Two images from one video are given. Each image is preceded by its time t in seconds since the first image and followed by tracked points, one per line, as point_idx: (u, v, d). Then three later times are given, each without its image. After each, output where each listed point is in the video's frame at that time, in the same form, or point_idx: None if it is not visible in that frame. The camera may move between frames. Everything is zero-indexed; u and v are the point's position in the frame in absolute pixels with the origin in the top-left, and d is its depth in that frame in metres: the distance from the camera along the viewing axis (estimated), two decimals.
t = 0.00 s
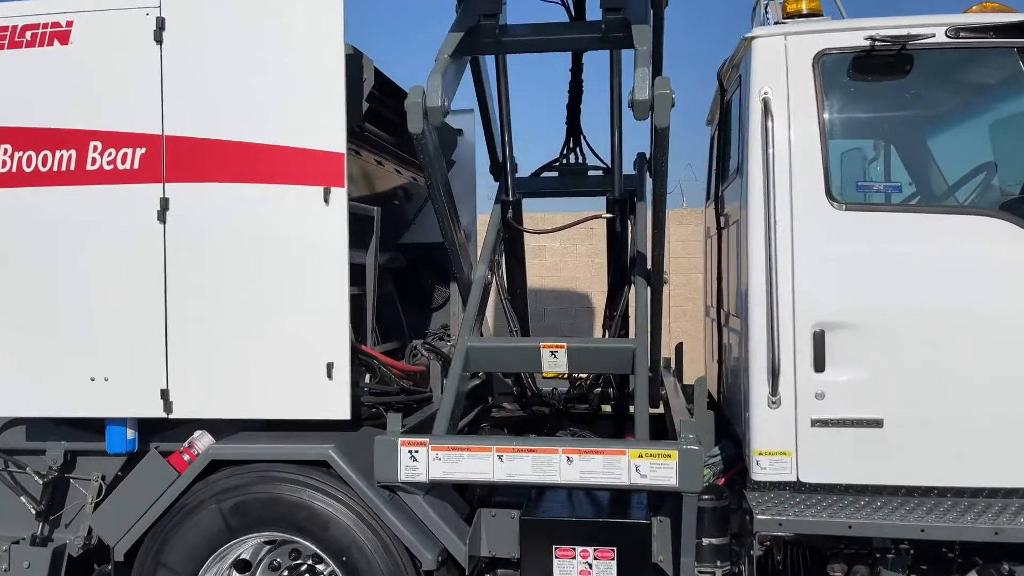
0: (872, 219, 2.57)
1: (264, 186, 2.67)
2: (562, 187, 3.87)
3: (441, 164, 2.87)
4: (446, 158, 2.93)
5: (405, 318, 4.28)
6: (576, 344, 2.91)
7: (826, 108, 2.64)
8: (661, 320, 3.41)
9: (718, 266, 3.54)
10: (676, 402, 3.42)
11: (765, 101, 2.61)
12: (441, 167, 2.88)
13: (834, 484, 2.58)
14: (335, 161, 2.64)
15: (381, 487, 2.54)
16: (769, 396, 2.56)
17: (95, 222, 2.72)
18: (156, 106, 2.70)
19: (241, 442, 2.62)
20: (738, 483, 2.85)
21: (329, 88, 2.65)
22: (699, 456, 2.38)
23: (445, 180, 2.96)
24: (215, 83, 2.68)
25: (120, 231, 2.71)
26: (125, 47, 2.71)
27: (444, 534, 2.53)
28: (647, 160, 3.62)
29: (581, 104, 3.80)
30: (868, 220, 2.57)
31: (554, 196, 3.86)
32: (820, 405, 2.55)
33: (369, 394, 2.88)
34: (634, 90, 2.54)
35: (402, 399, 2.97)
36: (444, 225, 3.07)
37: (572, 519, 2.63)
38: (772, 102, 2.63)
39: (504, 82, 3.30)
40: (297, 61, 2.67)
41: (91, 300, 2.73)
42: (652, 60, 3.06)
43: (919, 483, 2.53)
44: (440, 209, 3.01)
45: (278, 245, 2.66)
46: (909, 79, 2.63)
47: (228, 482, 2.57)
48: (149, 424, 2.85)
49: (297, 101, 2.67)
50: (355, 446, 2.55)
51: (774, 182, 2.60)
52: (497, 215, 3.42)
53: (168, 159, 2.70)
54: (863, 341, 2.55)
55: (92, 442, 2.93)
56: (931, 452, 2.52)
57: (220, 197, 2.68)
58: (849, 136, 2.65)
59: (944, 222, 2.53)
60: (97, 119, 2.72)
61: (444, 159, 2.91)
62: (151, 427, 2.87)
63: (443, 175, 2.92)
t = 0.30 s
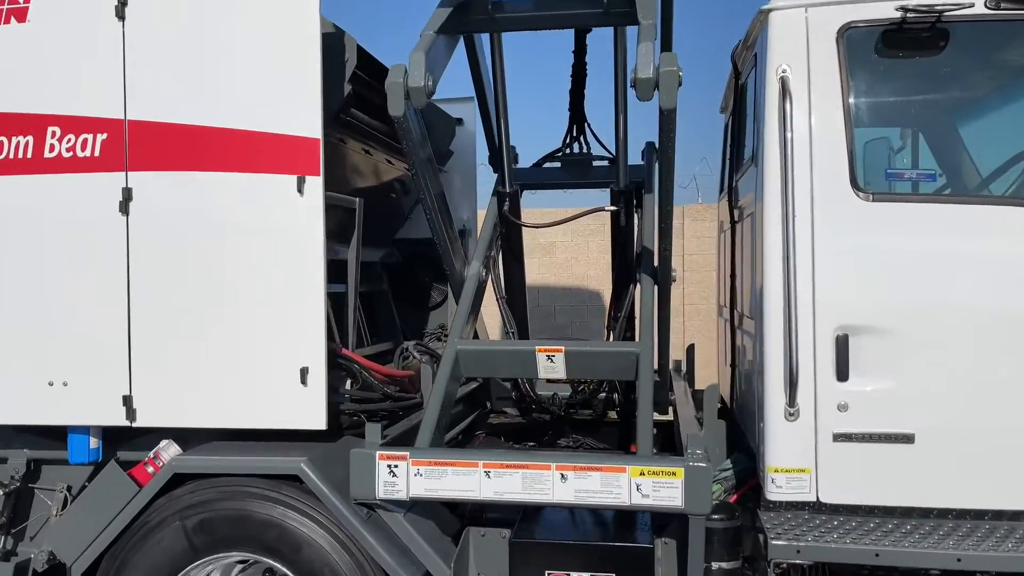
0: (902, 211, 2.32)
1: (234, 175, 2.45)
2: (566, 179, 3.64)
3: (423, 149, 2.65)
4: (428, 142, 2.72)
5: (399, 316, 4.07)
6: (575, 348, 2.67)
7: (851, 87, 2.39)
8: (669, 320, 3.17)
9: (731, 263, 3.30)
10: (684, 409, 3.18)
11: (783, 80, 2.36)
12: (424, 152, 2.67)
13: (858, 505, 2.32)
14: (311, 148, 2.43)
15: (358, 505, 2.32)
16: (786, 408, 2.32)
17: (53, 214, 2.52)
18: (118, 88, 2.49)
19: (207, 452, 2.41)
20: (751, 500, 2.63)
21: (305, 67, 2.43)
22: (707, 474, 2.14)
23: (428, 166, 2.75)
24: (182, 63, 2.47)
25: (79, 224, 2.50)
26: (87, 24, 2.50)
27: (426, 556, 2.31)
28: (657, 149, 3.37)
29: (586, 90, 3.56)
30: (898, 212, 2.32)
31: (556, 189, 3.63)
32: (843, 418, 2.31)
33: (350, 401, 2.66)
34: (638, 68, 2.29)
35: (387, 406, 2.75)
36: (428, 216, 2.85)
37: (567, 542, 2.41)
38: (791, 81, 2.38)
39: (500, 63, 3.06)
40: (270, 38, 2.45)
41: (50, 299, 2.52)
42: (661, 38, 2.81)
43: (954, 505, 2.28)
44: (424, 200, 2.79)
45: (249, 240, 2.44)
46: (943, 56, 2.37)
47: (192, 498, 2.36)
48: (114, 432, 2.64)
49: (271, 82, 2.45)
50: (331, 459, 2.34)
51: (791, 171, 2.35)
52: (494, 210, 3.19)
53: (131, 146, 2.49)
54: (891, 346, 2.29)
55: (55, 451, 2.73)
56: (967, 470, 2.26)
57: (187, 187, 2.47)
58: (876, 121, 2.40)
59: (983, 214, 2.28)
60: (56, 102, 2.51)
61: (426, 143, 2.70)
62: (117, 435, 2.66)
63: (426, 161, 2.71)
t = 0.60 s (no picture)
0: (940, 202, 2.09)
1: (209, 164, 2.27)
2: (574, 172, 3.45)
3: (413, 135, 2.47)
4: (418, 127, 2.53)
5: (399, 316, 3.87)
6: (578, 353, 2.47)
7: (884, 65, 2.16)
8: (683, 321, 2.95)
9: (750, 259, 3.08)
10: (699, 415, 2.96)
11: (807, 56, 2.13)
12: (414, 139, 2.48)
13: (891, 528, 2.10)
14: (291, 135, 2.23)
15: (340, 522, 2.13)
16: (810, 420, 2.10)
17: (18, 206, 2.34)
18: (87, 70, 2.31)
19: (179, 464, 2.23)
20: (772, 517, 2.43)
21: (283, 46, 2.23)
22: (721, 494, 1.93)
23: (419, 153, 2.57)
24: (153, 43, 2.28)
25: (46, 217, 2.33)
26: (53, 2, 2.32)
27: None
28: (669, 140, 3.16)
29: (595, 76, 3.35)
30: (936, 203, 2.09)
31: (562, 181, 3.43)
32: (874, 432, 2.08)
33: (336, 408, 2.47)
34: (645, 45, 2.08)
35: (377, 414, 2.54)
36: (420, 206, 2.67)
37: (569, 566, 2.22)
38: (817, 59, 2.15)
39: (501, 46, 2.86)
40: (248, 15, 2.25)
41: (15, 297, 2.35)
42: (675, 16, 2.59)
43: (998, 530, 2.05)
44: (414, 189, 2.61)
45: (225, 234, 2.26)
46: (985, 32, 2.15)
47: (161, 514, 2.18)
48: (85, 440, 2.47)
49: (247, 63, 2.26)
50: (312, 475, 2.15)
51: (817, 158, 2.12)
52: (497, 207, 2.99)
53: (100, 133, 2.31)
54: (927, 353, 2.07)
55: (26, 459, 2.56)
56: (1013, 490, 2.04)
57: (159, 177, 2.28)
58: (910, 105, 2.16)
59: None
60: (22, 86, 2.34)
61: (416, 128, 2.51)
62: (89, 444, 2.49)
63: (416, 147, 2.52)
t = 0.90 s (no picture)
0: (992, 191, 1.86)
1: (186, 151, 2.09)
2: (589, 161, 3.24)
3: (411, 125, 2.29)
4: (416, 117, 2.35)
5: (403, 315, 3.68)
6: (587, 355, 2.27)
7: (927, 39, 1.93)
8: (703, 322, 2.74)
9: (775, 254, 2.86)
10: (720, 421, 2.75)
11: (842, 29, 1.91)
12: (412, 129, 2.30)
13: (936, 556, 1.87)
14: (274, 118, 2.05)
15: (324, 542, 1.95)
16: (844, 434, 1.88)
17: None
18: (57, 51, 2.15)
19: (154, 475, 2.06)
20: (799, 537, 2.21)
21: (265, 22, 2.05)
22: (744, 516, 1.73)
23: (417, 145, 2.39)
24: (127, 21, 2.11)
25: (15, 208, 2.17)
26: None
27: None
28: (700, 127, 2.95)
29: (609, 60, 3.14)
30: (987, 192, 1.86)
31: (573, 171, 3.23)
32: (915, 447, 1.87)
33: (324, 414, 2.28)
34: (659, 17, 1.89)
35: (370, 420, 2.36)
36: (419, 202, 2.48)
37: None
38: (852, 32, 1.93)
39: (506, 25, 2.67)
40: None
41: None
42: None
43: None
44: (412, 183, 2.43)
45: (202, 227, 2.08)
46: None
47: (133, 530, 2.02)
48: (59, 447, 2.31)
49: (227, 40, 2.08)
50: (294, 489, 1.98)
51: (853, 141, 1.90)
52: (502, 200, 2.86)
53: (71, 118, 2.14)
54: (976, 360, 1.85)
55: None
56: None
57: (133, 166, 2.11)
58: (957, 83, 1.94)
59: None
60: None
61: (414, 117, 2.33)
62: (64, 451, 2.33)
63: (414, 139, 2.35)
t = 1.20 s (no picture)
0: None
1: (163, 142, 1.95)
2: (602, 153, 3.08)
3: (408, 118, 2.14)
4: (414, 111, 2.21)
5: (409, 315, 3.53)
6: (595, 361, 2.11)
7: (968, 14, 1.74)
8: (721, 324, 2.56)
9: (800, 252, 2.69)
10: (740, 428, 2.57)
11: (874, 3, 1.72)
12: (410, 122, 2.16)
13: None
14: (258, 106, 1.90)
15: (309, 562, 1.81)
16: (876, 451, 1.70)
17: None
18: (31, 35, 2.02)
19: (130, 487, 1.92)
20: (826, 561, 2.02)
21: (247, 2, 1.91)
22: (764, 543, 1.56)
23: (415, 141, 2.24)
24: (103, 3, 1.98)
25: None
26: None
27: None
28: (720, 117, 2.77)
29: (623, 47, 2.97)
30: None
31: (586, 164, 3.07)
32: (955, 466, 1.69)
33: (315, 422, 2.14)
34: None
35: (363, 428, 2.20)
36: (418, 203, 2.34)
37: None
38: (886, 6, 1.74)
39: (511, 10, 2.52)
40: None
41: None
42: None
43: None
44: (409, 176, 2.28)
45: (180, 222, 1.94)
46: None
47: (107, 547, 1.88)
48: (37, 455, 2.19)
49: (207, 22, 1.94)
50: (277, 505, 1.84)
51: (887, 127, 1.71)
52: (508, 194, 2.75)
53: (46, 107, 2.01)
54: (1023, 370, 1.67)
55: None
56: None
57: (109, 157, 1.98)
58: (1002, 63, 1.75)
59: None
60: None
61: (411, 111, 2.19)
62: (43, 459, 2.21)
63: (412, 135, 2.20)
